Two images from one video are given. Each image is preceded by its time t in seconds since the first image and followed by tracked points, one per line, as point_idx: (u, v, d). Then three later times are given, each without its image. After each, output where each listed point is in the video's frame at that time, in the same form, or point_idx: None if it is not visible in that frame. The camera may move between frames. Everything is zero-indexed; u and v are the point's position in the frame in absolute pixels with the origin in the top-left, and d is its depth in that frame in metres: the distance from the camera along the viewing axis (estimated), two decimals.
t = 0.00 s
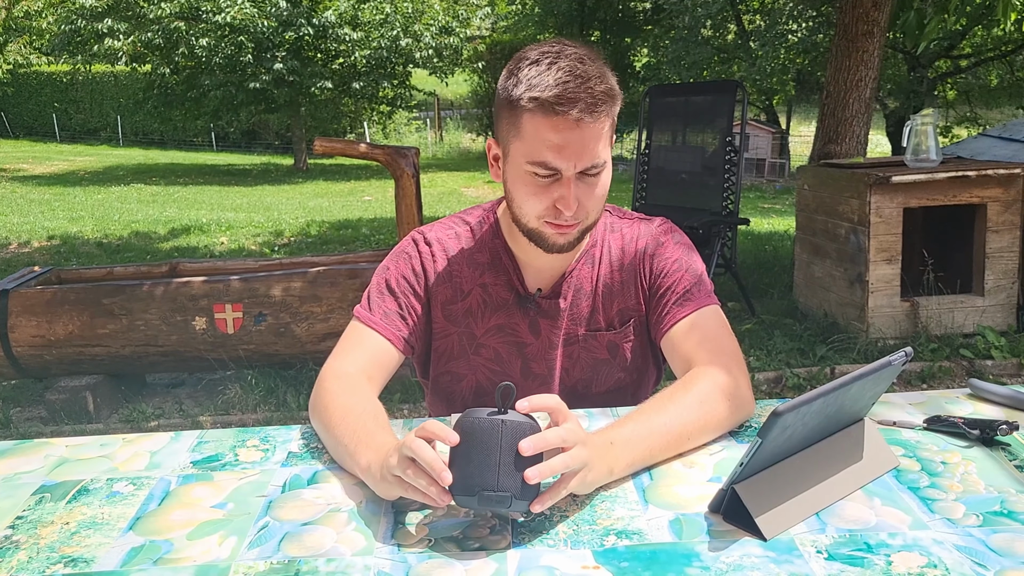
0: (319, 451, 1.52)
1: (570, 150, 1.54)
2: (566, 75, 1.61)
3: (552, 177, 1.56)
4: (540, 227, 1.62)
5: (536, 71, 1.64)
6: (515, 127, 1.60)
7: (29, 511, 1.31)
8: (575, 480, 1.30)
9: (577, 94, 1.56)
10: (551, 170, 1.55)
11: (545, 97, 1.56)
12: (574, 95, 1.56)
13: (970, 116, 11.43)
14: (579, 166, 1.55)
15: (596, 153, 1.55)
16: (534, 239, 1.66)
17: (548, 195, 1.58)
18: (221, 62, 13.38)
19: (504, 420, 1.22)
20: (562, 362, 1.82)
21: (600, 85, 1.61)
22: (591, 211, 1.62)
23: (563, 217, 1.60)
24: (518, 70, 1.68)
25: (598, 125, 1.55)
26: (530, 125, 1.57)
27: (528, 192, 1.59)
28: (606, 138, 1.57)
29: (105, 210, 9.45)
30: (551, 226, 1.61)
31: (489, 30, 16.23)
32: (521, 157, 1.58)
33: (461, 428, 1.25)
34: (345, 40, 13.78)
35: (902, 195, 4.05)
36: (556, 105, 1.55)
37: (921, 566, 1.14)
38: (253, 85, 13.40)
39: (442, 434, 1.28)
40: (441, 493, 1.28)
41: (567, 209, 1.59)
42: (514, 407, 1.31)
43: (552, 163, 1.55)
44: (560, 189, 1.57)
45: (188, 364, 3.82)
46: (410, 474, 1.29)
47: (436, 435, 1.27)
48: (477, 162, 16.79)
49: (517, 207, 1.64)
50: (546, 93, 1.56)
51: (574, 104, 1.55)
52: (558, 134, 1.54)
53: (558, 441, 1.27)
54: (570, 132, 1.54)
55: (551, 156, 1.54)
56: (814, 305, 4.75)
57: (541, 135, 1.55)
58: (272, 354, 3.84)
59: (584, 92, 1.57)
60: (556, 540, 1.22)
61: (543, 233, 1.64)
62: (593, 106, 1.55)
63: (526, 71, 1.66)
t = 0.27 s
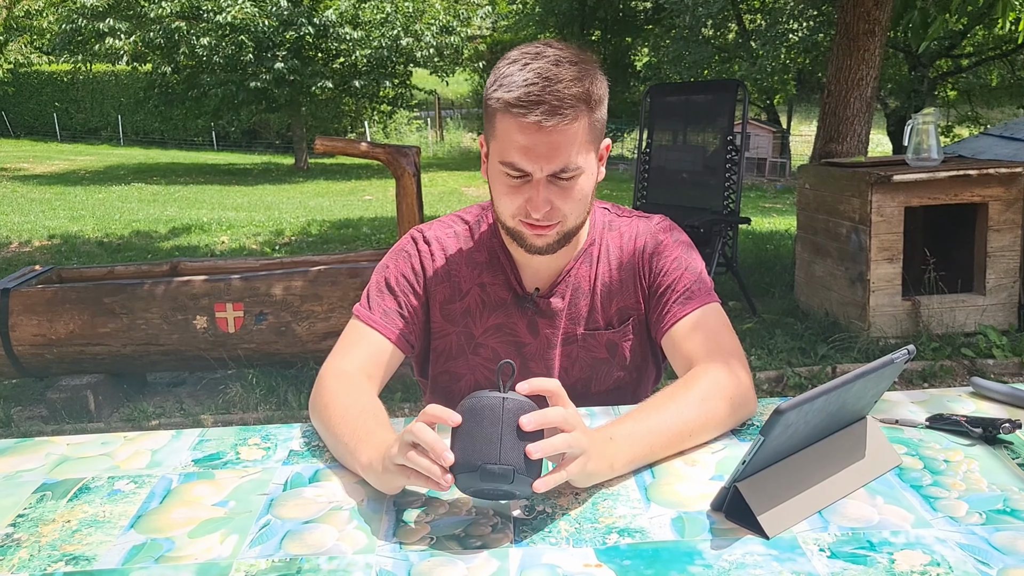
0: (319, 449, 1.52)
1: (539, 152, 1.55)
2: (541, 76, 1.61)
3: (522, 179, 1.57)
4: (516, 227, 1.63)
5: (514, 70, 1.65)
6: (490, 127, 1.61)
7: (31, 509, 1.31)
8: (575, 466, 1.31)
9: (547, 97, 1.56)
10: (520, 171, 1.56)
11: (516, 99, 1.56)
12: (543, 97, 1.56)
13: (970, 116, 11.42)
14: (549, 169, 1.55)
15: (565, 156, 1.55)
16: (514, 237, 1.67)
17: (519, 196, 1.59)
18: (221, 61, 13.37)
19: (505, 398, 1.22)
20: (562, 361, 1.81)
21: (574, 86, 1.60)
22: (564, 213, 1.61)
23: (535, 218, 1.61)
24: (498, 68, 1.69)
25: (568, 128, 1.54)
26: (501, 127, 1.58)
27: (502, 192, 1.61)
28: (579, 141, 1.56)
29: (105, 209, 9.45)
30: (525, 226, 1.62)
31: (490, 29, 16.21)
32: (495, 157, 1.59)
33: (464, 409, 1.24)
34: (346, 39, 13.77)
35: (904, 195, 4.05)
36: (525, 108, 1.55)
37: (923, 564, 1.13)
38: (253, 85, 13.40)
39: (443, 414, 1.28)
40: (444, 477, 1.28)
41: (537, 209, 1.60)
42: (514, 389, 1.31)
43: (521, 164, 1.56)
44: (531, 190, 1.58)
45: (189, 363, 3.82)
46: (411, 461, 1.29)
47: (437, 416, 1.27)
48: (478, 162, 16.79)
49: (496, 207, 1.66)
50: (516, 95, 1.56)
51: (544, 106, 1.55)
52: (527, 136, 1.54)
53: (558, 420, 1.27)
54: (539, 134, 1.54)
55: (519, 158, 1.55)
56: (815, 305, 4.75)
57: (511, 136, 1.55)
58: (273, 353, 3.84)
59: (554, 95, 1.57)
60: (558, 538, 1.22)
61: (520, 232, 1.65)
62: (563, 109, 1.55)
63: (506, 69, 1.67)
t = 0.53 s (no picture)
0: (320, 445, 1.52)
1: (529, 150, 1.54)
2: (530, 73, 1.60)
3: (514, 177, 1.57)
4: (512, 224, 1.63)
5: (504, 68, 1.64)
6: (482, 126, 1.61)
7: (32, 504, 1.30)
8: (576, 457, 1.31)
9: (535, 94, 1.55)
10: (512, 169, 1.56)
11: (504, 98, 1.55)
12: (531, 95, 1.55)
13: (971, 113, 11.42)
14: (540, 166, 1.55)
15: (555, 153, 1.54)
16: (510, 234, 1.67)
17: (512, 193, 1.59)
18: (222, 59, 13.39)
19: (507, 389, 1.22)
20: (562, 358, 1.81)
21: (563, 82, 1.59)
22: (558, 210, 1.61)
23: (529, 216, 1.61)
24: (489, 67, 1.69)
25: (558, 124, 1.54)
26: (491, 124, 1.57)
27: (495, 191, 1.61)
28: (569, 137, 1.55)
29: (106, 207, 9.45)
30: (519, 223, 1.62)
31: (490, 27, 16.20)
32: (486, 155, 1.59)
33: (466, 399, 1.24)
34: (346, 38, 13.77)
35: (905, 191, 4.04)
36: (514, 105, 1.54)
37: (926, 559, 1.13)
38: (254, 83, 13.40)
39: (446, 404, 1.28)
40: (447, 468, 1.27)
41: (530, 207, 1.59)
42: (516, 379, 1.30)
43: (511, 163, 1.55)
44: (523, 188, 1.58)
45: (189, 360, 3.82)
46: (414, 452, 1.29)
47: (438, 406, 1.27)
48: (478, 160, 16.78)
49: (491, 204, 1.66)
50: (504, 93, 1.55)
51: (533, 103, 1.54)
52: (516, 133, 1.54)
53: (561, 410, 1.26)
54: (528, 131, 1.53)
55: (509, 156, 1.55)
56: (816, 302, 4.74)
57: (501, 135, 1.55)
58: (274, 351, 3.83)
59: (542, 91, 1.56)
60: (560, 533, 1.22)
61: (515, 230, 1.65)
62: (552, 106, 1.54)
63: (497, 67, 1.67)
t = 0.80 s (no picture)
0: (327, 442, 1.52)
1: (533, 145, 1.54)
2: (535, 69, 1.60)
3: (519, 172, 1.57)
4: (517, 220, 1.63)
5: (509, 65, 1.64)
6: (487, 123, 1.60)
7: (39, 501, 1.30)
8: (583, 459, 1.30)
9: (540, 90, 1.55)
10: (517, 165, 1.56)
11: (510, 93, 1.55)
12: (536, 91, 1.55)
13: (973, 111, 11.40)
14: (546, 162, 1.55)
15: (560, 148, 1.54)
16: (515, 230, 1.67)
17: (517, 189, 1.58)
18: (223, 56, 13.38)
19: (514, 393, 1.22)
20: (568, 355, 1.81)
21: (568, 78, 1.59)
22: (563, 205, 1.61)
23: (534, 212, 1.61)
24: (494, 64, 1.68)
25: (562, 119, 1.53)
26: (496, 121, 1.57)
27: (500, 187, 1.60)
28: (574, 133, 1.55)
29: (107, 205, 9.45)
30: (524, 219, 1.62)
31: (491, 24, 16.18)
32: (491, 151, 1.59)
33: (471, 404, 1.24)
34: (347, 35, 13.76)
35: (908, 189, 4.04)
36: (519, 101, 1.54)
37: (934, 556, 1.13)
38: (255, 81, 13.40)
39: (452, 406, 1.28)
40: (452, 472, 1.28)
41: (535, 203, 1.59)
42: (522, 380, 1.30)
43: (516, 158, 1.55)
44: (529, 183, 1.57)
45: (192, 358, 3.82)
46: (421, 455, 1.29)
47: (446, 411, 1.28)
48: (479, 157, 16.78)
49: (496, 200, 1.66)
50: (510, 89, 1.55)
51: (538, 99, 1.54)
52: (521, 129, 1.53)
53: (567, 414, 1.26)
54: (534, 126, 1.53)
55: (514, 152, 1.54)
56: (818, 299, 4.74)
57: (506, 130, 1.55)
58: (277, 348, 3.84)
59: (547, 87, 1.56)
60: (568, 530, 1.22)
61: (521, 226, 1.65)
62: (557, 102, 1.54)
63: (502, 63, 1.67)
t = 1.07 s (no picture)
0: (361, 447, 1.53)
1: (578, 148, 1.55)
2: (590, 71, 1.60)
3: (559, 172, 1.58)
4: (549, 218, 1.64)
5: (563, 62, 1.64)
6: (532, 118, 1.61)
7: (72, 506, 1.31)
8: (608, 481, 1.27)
9: (592, 94, 1.56)
10: (559, 164, 1.57)
11: (563, 94, 1.56)
12: (589, 93, 1.57)
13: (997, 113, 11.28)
14: (586, 165, 1.56)
15: (604, 154, 1.56)
16: (542, 231, 1.67)
17: (555, 188, 1.60)
18: (243, 59, 13.49)
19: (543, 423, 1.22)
20: (599, 353, 1.79)
21: (622, 86, 1.60)
22: (596, 208, 1.62)
23: (567, 213, 1.61)
24: (547, 60, 1.68)
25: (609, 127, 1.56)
26: (544, 118, 1.58)
27: (537, 184, 1.61)
28: (618, 142, 1.58)
29: (129, 207, 9.54)
30: (556, 219, 1.63)
31: (509, 26, 16.18)
32: (534, 147, 1.60)
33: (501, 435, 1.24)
34: (366, 38, 13.83)
35: (933, 193, 4.00)
36: (571, 103, 1.56)
37: (974, 571, 1.11)
38: (275, 83, 13.48)
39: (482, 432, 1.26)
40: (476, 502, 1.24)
41: (571, 203, 1.60)
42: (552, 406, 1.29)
43: (559, 158, 1.57)
44: (566, 184, 1.59)
45: (215, 360, 3.84)
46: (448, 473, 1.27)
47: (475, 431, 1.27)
48: (497, 159, 16.80)
49: (531, 196, 1.67)
50: (564, 89, 1.57)
51: (590, 104, 1.55)
52: (569, 130, 1.55)
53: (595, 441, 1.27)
54: (581, 130, 1.55)
55: (559, 152, 1.56)
56: (842, 304, 4.70)
57: (553, 129, 1.56)
58: (299, 351, 3.85)
59: (600, 92, 1.57)
60: (600, 540, 1.21)
61: (550, 225, 1.65)
62: (608, 108, 1.56)
63: (555, 59, 1.67)
